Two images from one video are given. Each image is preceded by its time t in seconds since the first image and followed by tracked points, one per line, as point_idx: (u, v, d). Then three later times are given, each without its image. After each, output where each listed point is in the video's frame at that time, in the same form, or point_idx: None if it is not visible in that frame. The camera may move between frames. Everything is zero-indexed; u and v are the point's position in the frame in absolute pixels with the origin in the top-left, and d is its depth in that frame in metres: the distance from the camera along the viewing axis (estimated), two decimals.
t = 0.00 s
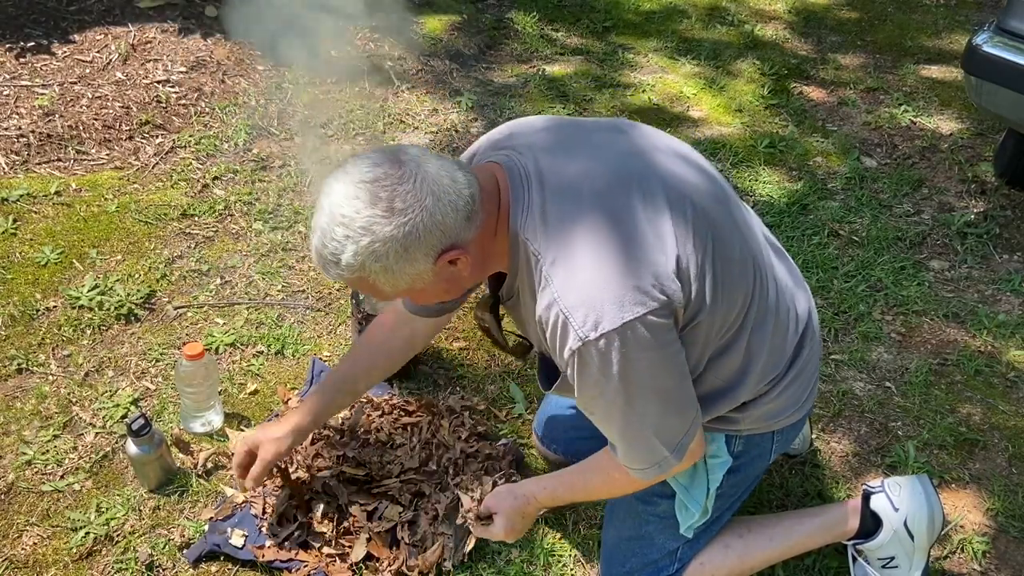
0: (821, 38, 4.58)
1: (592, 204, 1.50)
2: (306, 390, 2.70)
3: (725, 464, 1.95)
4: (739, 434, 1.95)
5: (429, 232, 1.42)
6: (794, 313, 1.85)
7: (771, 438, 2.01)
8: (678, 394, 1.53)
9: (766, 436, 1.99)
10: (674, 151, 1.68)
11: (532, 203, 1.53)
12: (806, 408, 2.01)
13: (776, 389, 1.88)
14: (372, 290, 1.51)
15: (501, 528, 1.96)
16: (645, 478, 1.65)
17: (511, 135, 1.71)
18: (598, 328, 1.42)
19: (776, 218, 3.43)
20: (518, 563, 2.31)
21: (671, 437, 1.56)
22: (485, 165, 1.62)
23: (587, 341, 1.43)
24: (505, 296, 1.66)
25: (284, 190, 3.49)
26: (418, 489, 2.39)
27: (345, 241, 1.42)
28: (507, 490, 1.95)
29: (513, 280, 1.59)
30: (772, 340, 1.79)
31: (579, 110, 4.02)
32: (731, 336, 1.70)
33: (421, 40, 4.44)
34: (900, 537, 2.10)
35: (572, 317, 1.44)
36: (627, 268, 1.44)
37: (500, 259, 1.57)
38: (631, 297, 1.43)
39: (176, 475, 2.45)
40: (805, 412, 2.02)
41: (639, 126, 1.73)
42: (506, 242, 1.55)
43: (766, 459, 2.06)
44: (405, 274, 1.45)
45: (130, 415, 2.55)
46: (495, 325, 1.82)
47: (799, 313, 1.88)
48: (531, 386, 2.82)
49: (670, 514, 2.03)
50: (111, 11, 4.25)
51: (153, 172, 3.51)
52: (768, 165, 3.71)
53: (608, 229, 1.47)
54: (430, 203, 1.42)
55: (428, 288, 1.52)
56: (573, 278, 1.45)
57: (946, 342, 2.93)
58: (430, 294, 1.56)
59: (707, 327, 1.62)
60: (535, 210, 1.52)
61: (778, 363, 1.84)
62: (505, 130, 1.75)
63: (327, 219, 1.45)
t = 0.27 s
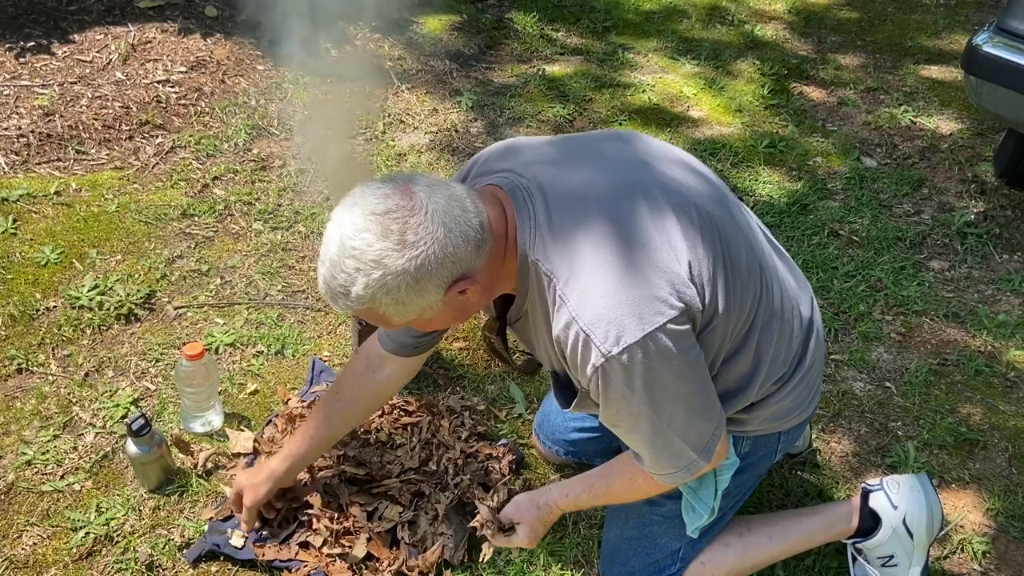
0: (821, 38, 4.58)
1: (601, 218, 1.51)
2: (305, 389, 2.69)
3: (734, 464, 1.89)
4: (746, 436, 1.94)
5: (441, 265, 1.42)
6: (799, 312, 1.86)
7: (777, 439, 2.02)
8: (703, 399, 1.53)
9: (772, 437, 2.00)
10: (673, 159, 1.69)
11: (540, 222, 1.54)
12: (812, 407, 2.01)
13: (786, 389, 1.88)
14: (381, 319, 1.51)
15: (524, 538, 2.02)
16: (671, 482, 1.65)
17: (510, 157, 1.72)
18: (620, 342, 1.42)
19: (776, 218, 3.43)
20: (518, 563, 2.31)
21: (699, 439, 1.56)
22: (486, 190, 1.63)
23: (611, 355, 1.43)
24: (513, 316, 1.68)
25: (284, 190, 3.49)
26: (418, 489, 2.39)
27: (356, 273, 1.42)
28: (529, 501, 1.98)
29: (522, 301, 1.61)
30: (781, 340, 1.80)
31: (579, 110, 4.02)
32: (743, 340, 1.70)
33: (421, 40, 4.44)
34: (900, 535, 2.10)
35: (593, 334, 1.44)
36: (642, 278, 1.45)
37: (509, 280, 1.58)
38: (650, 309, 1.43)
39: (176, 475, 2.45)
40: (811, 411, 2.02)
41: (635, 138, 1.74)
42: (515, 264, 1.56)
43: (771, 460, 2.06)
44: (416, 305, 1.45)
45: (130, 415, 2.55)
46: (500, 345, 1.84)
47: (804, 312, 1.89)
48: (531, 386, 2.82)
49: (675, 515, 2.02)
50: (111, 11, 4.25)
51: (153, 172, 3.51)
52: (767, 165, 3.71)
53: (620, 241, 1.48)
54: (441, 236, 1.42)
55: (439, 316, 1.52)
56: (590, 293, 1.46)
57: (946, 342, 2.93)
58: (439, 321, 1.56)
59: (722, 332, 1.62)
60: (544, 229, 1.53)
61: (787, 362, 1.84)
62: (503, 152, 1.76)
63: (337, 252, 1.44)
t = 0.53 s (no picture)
0: (821, 38, 4.58)
1: (601, 228, 1.51)
2: (305, 389, 2.69)
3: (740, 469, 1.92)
4: (751, 439, 1.95)
5: (443, 287, 1.42)
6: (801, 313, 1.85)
7: (781, 441, 2.02)
8: (713, 406, 1.52)
9: (777, 439, 2.00)
10: (669, 166, 1.69)
11: (540, 235, 1.54)
12: (816, 408, 2.01)
13: (790, 391, 1.87)
14: (386, 343, 1.51)
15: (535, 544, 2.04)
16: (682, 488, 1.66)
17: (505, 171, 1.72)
18: (627, 353, 1.43)
19: (776, 218, 3.43)
20: (518, 563, 2.31)
21: (712, 444, 1.56)
22: (483, 207, 1.63)
23: (618, 367, 1.43)
24: (515, 334, 1.66)
25: (284, 190, 3.49)
26: (418, 489, 2.39)
27: (359, 301, 1.42)
28: (540, 509, 2.00)
29: (525, 317, 1.60)
30: (784, 343, 1.79)
31: (578, 109, 4.02)
32: (748, 344, 1.70)
33: (421, 40, 4.44)
34: (901, 538, 2.10)
35: (599, 347, 1.44)
36: (646, 288, 1.45)
37: (512, 296, 1.57)
38: (655, 319, 1.44)
39: (176, 475, 2.45)
40: (815, 412, 2.02)
41: (630, 147, 1.75)
42: (517, 280, 1.55)
43: (774, 461, 2.06)
44: (420, 328, 1.45)
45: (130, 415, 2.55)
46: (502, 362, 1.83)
47: (806, 312, 1.88)
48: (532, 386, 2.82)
49: (678, 517, 2.01)
50: (111, 11, 4.25)
51: (153, 172, 3.51)
52: (767, 165, 3.71)
53: (621, 251, 1.48)
54: (442, 259, 1.41)
55: (443, 338, 1.52)
56: (595, 305, 1.46)
57: (946, 342, 2.93)
58: (444, 342, 1.55)
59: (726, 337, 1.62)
60: (544, 242, 1.53)
61: (791, 364, 1.84)
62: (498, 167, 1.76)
63: (339, 279, 1.43)
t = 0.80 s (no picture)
0: (821, 38, 4.58)
1: (600, 229, 1.51)
2: (305, 389, 2.69)
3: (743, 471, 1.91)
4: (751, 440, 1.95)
5: (446, 295, 1.41)
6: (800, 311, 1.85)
7: (782, 442, 2.02)
8: (718, 405, 1.52)
9: (777, 440, 2.00)
10: (665, 169, 1.70)
11: (539, 238, 1.54)
12: (817, 407, 2.00)
13: (791, 390, 1.87)
14: (391, 355, 1.50)
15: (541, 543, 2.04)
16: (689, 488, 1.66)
17: (502, 177, 1.73)
18: (630, 355, 1.43)
19: (776, 218, 3.42)
20: (518, 563, 2.31)
21: (719, 443, 1.56)
22: (481, 214, 1.63)
23: (622, 369, 1.43)
24: (515, 342, 1.67)
25: (284, 190, 3.49)
26: (418, 489, 2.39)
27: (363, 313, 1.41)
28: (546, 508, 2.00)
29: (525, 323, 1.59)
30: (785, 343, 1.79)
31: (579, 109, 4.01)
32: (749, 344, 1.70)
33: (422, 40, 4.44)
34: (901, 538, 2.10)
35: (603, 350, 1.44)
36: (646, 288, 1.44)
37: (512, 302, 1.56)
38: (657, 320, 1.43)
39: (176, 475, 2.45)
40: (816, 412, 2.02)
41: (626, 150, 1.75)
42: (517, 286, 1.55)
43: (775, 461, 2.06)
44: (425, 338, 1.45)
45: (130, 415, 2.55)
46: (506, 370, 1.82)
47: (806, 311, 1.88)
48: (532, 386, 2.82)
49: (680, 517, 2.01)
50: (111, 11, 4.25)
51: (153, 171, 3.51)
52: (768, 165, 3.71)
53: (620, 251, 1.47)
54: (443, 267, 1.41)
55: (446, 347, 1.51)
56: (596, 307, 1.45)
57: (946, 342, 2.93)
58: (449, 352, 1.55)
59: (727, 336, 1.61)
60: (543, 245, 1.53)
61: (792, 363, 1.84)
62: (495, 173, 1.76)
63: (341, 291, 1.43)
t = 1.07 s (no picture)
0: (821, 38, 4.58)
1: (600, 229, 1.50)
2: (305, 389, 2.69)
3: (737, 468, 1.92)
4: (747, 438, 1.95)
5: (434, 287, 1.41)
6: (798, 313, 1.85)
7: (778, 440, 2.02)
8: (707, 414, 1.53)
9: (773, 438, 2.00)
10: (663, 166, 1.69)
11: (537, 236, 1.53)
12: (813, 407, 2.00)
13: (786, 391, 1.87)
14: (396, 361, 1.50)
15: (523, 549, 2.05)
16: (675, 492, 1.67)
17: (500, 170, 1.72)
18: (625, 361, 1.42)
19: (776, 218, 3.42)
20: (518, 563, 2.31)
21: (704, 451, 1.58)
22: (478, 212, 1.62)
23: (615, 374, 1.43)
24: (513, 336, 1.64)
25: (284, 190, 3.49)
26: (418, 489, 2.39)
27: (357, 322, 1.42)
28: (523, 516, 1.99)
29: (521, 320, 1.59)
30: (781, 345, 1.79)
31: (578, 109, 4.02)
32: (746, 346, 1.69)
33: (422, 40, 4.44)
34: (900, 534, 2.10)
35: (598, 354, 1.44)
36: (643, 294, 1.44)
37: (510, 299, 1.55)
38: (654, 326, 1.43)
39: (176, 475, 2.45)
40: (811, 411, 2.02)
41: (624, 147, 1.74)
42: (514, 285, 1.54)
43: (772, 460, 2.06)
44: (424, 336, 1.44)
45: (130, 415, 2.55)
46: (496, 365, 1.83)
47: (802, 311, 1.88)
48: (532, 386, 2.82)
49: (679, 517, 1.99)
50: (111, 11, 4.25)
51: (153, 172, 3.51)
52: (767, 165, 3.71)
53: (619, 253, 1.47)
54: (426, 259, 1.42)
55: (450, 344, 1.50)
56: (593, 310, 1.45)
57: (946, 342, 2.93)
58: (453, 352, 1.53)
59: (724, 340, 1.61)
60: (541, 244, 1.52)
61: (788, 365, 1.84)
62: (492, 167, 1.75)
63: (331, 306, 1.44)
